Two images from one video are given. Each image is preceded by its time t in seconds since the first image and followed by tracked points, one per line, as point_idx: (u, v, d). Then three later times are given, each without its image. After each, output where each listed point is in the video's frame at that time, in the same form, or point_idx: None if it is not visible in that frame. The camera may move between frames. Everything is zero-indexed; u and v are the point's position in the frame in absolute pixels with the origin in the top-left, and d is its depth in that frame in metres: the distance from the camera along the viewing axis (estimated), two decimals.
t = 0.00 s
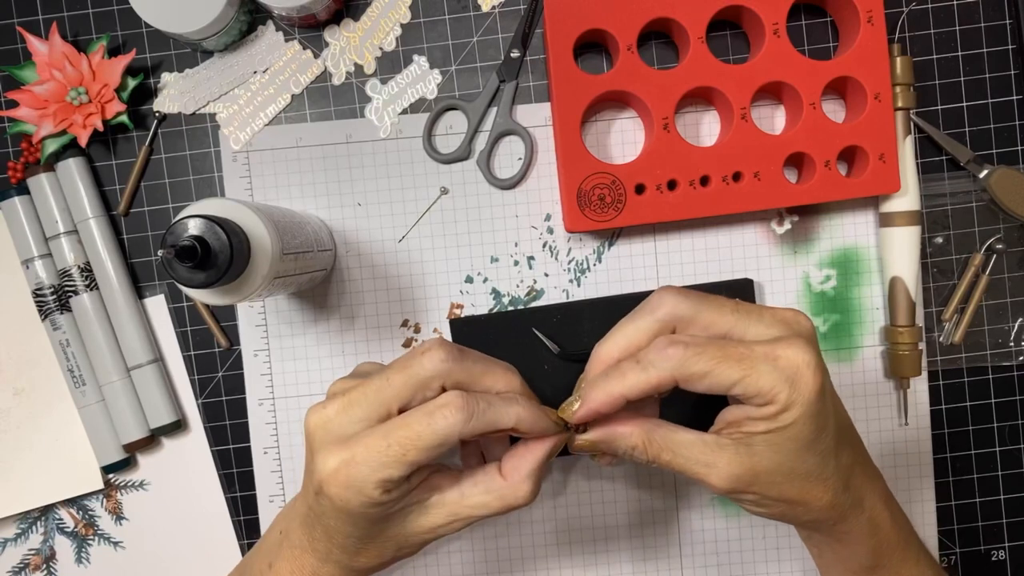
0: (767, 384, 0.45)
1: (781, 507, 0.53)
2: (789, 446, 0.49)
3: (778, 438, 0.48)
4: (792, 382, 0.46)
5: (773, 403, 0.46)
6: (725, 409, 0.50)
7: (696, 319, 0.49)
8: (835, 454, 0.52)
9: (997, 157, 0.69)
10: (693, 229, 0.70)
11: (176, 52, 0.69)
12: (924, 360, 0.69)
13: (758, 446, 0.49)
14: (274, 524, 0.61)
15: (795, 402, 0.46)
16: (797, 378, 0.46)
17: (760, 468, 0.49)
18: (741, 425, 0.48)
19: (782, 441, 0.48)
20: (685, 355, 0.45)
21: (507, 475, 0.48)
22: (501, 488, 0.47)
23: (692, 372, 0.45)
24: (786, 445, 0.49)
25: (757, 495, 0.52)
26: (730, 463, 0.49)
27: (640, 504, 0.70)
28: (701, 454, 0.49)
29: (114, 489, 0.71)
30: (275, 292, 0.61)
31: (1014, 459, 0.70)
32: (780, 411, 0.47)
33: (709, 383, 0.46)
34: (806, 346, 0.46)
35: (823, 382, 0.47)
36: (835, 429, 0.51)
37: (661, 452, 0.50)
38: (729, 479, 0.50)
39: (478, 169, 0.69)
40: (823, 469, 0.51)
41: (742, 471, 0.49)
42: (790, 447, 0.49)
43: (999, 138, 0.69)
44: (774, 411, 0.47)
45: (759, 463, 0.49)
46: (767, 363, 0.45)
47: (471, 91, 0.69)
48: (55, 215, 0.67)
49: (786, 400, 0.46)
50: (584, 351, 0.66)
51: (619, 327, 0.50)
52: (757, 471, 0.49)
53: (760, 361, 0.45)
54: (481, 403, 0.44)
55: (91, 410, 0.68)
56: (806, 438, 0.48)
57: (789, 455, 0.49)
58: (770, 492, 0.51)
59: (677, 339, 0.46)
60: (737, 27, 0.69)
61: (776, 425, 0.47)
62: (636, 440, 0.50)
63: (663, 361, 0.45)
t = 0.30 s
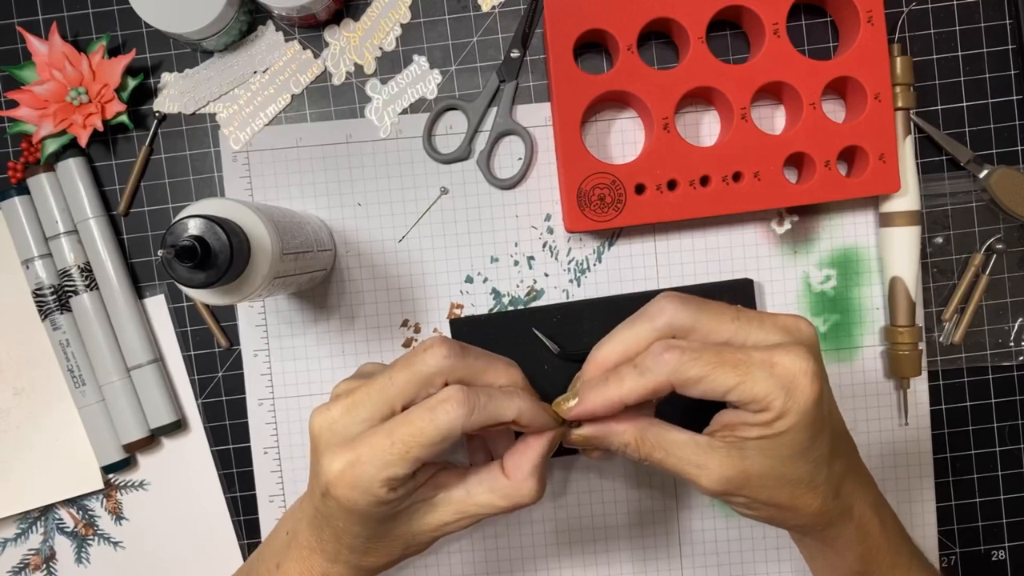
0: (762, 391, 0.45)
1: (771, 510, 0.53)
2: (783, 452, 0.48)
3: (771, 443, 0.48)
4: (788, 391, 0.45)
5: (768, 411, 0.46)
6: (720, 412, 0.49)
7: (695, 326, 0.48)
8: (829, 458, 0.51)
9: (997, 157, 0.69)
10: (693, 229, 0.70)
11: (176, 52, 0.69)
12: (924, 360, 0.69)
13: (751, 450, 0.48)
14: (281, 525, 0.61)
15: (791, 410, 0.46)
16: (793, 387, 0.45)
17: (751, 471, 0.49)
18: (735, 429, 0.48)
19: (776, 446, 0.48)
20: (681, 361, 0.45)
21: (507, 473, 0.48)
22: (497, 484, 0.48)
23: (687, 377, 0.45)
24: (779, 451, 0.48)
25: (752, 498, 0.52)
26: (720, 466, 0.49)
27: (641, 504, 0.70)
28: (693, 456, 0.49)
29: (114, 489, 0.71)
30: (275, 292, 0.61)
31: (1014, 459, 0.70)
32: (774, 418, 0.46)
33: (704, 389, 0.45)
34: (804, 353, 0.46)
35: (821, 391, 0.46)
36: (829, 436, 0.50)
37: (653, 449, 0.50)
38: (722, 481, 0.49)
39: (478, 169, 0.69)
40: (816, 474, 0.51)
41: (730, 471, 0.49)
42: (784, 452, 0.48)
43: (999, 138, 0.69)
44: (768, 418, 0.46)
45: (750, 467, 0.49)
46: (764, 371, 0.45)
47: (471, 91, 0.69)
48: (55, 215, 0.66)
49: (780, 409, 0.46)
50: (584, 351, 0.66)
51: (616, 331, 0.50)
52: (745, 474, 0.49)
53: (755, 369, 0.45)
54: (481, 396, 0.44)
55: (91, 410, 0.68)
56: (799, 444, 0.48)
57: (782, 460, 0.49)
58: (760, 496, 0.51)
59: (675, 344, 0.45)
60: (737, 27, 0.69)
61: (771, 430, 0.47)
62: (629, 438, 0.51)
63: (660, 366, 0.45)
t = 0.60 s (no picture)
0: (756, 380, 0.46)
1: (765, 503, 0.53)
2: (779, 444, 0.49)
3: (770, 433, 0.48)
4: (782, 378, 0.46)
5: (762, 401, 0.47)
6: (718, 404, 0.50)
7: (690, 322, 0.48)
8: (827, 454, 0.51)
9: (997, 157, 0.69)
10: (693, 229, 0.70)
11: (176, 52, 0.69)
12: (924, 360, 0.69)
13: (746, 440, 0.49)
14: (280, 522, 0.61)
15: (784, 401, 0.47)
16: (788, 374, 0.46)
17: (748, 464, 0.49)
18: (731, 419, 0.49)
19: (772, 439, 0.49)
20: (675, 351, 0.45)
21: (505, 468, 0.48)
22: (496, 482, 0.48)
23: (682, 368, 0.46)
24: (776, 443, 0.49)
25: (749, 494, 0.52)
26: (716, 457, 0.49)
27: (640, 503, 0.70)
28: (688, 445, 0.49)
29: (115, 489, 0.71)
30: (275, 292, 0.61)
31: (1014, 460, 0.70)
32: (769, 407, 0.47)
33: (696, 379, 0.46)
34: (798, 343, 0.46)
35: (815, 379, 0.47)
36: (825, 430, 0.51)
37: (650, 440, 0.50)
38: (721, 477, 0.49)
39: (478, 169, 0.69)
40: (812, 468, 0.51)
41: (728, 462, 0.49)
42: (777, 445, 0.49)
43: (999, 138, 0.69)
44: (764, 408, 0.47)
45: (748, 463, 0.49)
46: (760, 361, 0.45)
47: (471, 91, 0.69)
48: (55, 215, 0.66)
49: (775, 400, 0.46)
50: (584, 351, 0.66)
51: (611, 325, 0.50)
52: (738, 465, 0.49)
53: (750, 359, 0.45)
54: (479, 379, 0.44)
55: (91, 410, 0.68)
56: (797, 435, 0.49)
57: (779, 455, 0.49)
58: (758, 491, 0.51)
59: (671, 337, 0.46)
60: (738, 27, 0.69)
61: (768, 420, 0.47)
62: (626, 429, 0.50)
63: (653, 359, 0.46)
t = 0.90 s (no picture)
0: (772, 362, 0.46)
1: (789, 494, 0.53)
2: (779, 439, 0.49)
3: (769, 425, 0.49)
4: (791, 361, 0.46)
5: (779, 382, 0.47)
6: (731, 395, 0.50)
7: (688, 310, 0.49)
8: (827, 453, 0.52)
9: (997, 157, 0.69)
10: (693, 229, 0.70)
11: (176, 52, 0.69)
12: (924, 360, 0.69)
13: (766, 429, 0.49)
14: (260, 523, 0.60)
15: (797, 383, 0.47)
16: (801, 353, 0.46)
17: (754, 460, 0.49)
18: (748, 408, 0.49)
19: (771, 433, 0.49)
20: (690, 341, 0.45)
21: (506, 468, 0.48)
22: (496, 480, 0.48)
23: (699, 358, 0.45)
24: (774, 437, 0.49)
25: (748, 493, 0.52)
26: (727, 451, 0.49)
27: (641, 503, 0.70)
28: (710, 439, 0.49)
29: (114, 489, 0.71)
30: (275, 292, 0.61)
31: (1014, 459, 0.70)
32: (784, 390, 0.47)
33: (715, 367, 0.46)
34: (805, 323, 0.47)
35: (826, 359, 0.47)
36: (840, 415, 0.51)
37: (669, 440, 0.50)
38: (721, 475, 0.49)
39: (478, 169, 0.69)
40: (811, 464, 0.51)
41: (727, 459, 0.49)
42: (787, 434, 0.49)
43: (999, 138, 0.69)
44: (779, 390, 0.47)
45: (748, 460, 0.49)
46: (773, 343, 0.46)
47: (471, 91, 0.69)
48: (55, 215, 0.67)
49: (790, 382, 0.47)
50: (585, 351, 0.66)
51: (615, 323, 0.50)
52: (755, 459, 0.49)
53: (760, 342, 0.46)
54: (439, 363, 0.44)
55: (91, 410, 0.68)
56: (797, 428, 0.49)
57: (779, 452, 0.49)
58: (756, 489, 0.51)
59: (682, 327, 0.46)
60: (737, 27, 0.69)
61: (781, 403, 0.48)
62: (644, 430, 0.50)
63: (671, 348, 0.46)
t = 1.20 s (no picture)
0: (771, 354, 0.46)
1: (802, 489, 0.53)
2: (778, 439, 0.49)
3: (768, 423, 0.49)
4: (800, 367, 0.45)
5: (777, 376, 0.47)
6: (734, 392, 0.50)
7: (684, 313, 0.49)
8: (826, 452, 0.51)
9: (997, 157, 0.69)
10: (692, 229, 0.70)
11: (176, 52, 0.69)
12: (924, 360, 0.69)
13: (774, 421, 0.49)
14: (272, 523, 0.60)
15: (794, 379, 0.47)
16: (799, 342, 0.46)
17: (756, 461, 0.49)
18: (752, 403, 0.49)
19: (770, 432, 0.49)
20: (690, 340, 0.45)
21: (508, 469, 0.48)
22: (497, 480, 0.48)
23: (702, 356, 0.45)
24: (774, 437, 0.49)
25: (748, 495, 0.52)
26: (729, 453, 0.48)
27: (641, 503, 0.70)
28: (719, 437, 0.49)
29: (114, 489, 0.71)
30: (275, 292, 0.61)
31: (1014, 459, 0.70)
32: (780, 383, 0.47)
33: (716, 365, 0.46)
34: (798, 313, 0.47)
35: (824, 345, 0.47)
36: (841, 404, 0.52)
37: (680, 440, 0.49)
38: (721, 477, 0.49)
39: (478, 169, 0.69)
40: (810, 463, 0.51)
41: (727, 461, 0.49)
42: (794, 427, 0.49)
43: (999, 138, 0.69)
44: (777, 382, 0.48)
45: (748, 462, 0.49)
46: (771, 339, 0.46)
47: (471, 91, 0.69)
48: (56, 215, 0.67)
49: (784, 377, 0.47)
50: (585, 351, 0.66)
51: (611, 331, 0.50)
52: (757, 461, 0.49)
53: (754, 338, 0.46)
54: (450, 394, 0.42)
55: (91, 410, 0.68)
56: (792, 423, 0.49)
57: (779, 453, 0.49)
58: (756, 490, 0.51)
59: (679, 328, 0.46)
60: (737, 27, 0.69)
61: (782, 398, 0.48)
62: (654, 431, 0.49)
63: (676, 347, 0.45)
